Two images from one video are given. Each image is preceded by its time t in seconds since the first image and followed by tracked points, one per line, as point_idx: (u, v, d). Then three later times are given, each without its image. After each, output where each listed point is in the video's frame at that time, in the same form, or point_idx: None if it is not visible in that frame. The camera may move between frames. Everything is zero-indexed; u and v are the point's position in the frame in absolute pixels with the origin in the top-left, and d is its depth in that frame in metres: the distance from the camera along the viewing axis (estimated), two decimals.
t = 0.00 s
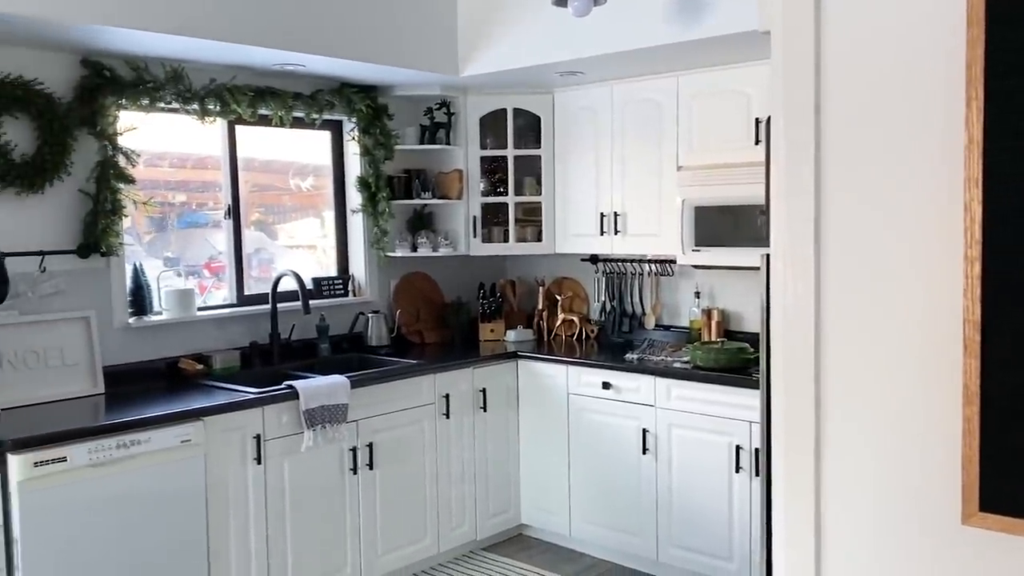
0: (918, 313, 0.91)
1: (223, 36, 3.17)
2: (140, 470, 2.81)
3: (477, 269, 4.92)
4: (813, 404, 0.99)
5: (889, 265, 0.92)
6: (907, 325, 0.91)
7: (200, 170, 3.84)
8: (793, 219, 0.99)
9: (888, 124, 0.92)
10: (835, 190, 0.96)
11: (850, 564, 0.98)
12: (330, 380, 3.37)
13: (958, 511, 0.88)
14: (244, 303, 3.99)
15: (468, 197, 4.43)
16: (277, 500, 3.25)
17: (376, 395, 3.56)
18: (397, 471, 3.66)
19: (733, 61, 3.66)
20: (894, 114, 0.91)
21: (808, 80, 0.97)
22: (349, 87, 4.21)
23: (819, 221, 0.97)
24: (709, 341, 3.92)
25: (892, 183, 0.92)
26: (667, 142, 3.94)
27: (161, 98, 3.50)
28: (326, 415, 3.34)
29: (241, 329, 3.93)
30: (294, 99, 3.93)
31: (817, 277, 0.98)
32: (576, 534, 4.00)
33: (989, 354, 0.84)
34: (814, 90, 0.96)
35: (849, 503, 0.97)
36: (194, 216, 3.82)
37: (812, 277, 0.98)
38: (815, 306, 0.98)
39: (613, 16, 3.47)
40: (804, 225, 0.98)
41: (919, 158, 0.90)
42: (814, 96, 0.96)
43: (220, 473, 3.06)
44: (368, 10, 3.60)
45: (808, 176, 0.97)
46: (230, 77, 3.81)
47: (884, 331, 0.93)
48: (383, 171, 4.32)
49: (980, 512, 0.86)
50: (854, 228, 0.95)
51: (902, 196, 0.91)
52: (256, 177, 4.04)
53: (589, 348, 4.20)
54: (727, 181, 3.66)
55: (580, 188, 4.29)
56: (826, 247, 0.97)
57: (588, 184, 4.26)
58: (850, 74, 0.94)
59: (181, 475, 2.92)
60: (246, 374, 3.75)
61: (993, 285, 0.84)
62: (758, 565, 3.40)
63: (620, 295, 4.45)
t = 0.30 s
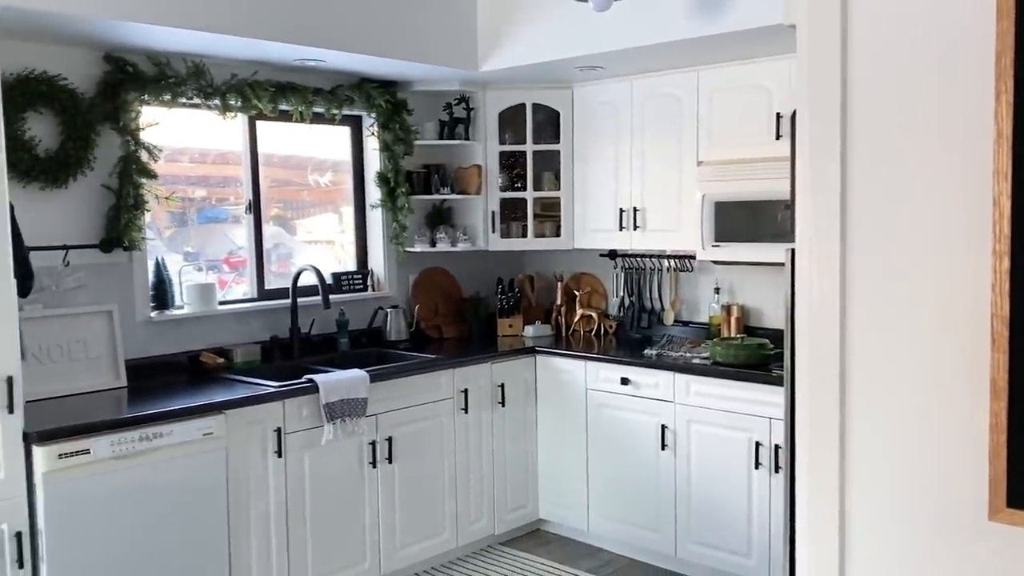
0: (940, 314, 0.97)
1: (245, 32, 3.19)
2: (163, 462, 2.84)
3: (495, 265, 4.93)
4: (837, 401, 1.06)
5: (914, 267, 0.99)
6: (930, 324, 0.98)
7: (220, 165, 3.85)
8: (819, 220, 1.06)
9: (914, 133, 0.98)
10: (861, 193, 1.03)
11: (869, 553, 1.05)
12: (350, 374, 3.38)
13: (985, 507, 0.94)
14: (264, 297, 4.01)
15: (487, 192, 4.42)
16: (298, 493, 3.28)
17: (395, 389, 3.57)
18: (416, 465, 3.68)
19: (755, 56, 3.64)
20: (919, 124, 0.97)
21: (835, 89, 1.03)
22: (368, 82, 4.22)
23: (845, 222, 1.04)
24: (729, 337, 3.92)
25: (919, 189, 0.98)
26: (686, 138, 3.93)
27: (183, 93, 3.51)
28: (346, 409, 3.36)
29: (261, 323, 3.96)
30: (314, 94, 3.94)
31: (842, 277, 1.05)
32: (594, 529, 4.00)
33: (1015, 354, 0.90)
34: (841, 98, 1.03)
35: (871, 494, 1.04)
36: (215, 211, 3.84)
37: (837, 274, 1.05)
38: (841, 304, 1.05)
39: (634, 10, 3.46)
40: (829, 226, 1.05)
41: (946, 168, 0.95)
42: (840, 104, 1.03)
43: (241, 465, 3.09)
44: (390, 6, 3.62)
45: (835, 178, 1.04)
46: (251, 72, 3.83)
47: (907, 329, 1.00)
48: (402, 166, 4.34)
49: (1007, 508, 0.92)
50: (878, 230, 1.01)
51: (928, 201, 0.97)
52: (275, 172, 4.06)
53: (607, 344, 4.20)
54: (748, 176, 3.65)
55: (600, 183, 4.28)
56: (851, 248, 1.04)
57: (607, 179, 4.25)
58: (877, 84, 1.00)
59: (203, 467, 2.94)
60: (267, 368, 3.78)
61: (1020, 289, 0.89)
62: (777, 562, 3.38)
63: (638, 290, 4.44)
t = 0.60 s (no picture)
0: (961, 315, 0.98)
1: (267, 25, 3.21)
2: (184, 452, 2.87)
3: (514, 258, 4.93)
4: (861, 404, 1.07)
5: (935, 266, 1.00)
6: (954, 328, 0.99)
7: (239, 158, 3.87)
8: (843, 215, 1.06)
9: (939, 133, 0.98)
10: (886, 192, 1.03)
11: (888, 556, 1.07)
12: (369, 366, 3.40)
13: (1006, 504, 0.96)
14: (284, 290, 4.04)
15: (506, 185, 4.43)
16: (317, 484, 3.30)
17: (414, 382, 3.59)
18: (435, 457, 3.69)
19: (777, 47, 3.62)
20: (944, 125, 0.98)
21: (861, 87, 1.03)
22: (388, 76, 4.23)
23: (869, 219, 1.04)
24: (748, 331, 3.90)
25: (941, 190, 0.99)
26: (706, 131, 3.91)
27: (204, 86, 3.54)
28: (365, 401, 3.38)
29: (282, 315, 3.98)
30: (334, 88, 3.96)
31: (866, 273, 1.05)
32: (612, 522, 4.00)
33: None
34: (866, 96, 1.03)
35: (890, 497, 1.06)
36: (235, 204, 3.86)
37: (861, 275, 1.05)
38: (864, 300, 1.06)
39: (654, 2, 3.44)
40: (854, 223, 1.05)
41: (961, 170, 0.97)
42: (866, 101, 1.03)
43: (262, 456, 3.12)
44: None
45: (860, 175, 1.04)
46: (271, 66, 3.85)
47: (928, 328, 1.01)
48: (422, 160, 4.35)
49: None
50: (903, 228, 1.02)
51: (951, 203, 0.98)
52: (294, 165, 4.07)
53: (626, 337, 4.19)
54: (769, 168, 3.63)
55: (619, 177, 4.27)
56: (875, 245, 1.04)
57: (627, 172, 4.24)
58: (900, 86, 1.01)
59: (223, 458, 2.97)
60: (287, 360, 3.81)
61: None
62: (797, 557, 3.37)
63: (657, 284, 4.43)
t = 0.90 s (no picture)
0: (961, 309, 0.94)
1: (286, 15, 3.21)
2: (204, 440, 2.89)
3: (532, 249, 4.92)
4: (885, 448, 0.86)
5: (984, 264, 0.77)
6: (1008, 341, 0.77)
7: (258, 149, 3.89)
8: (869, 206, 0.86)
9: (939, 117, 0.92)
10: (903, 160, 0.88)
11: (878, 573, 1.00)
12: (388, 355, 3.41)
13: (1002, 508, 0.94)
14: (303, 280, 4.05)
15: (524, 176, 4.42)
16: (336, 473, 3.32)
17: (432, 372, 3.60)
18: (453, 447, 3.70)
19: (799, 37, 3.58)
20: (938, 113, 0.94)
21: (887, 60, 0.83)
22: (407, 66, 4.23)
23: (897, 214, 0.83)
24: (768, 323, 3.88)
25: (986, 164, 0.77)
26: (726, 121, 3.88)
27: (225, 76, 3.56)
28: (384, 390, 3.38)
29: (301, 305, 4.00)
30: (354, 78, 3.96)
31: (894, 280, 0.84)
32: (629, 513, 4.00)
33: None
34: (894, 70, 0.83)
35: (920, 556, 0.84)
36: (254, 195, 3.87)
37: (886, 272, 0.85)
38: (890, 316, 0.85)
39: None
40: (880, 217, 0.85)
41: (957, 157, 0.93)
42: (893, 78, 0.83)
43: (282, 443, 3.14)
44: None
45: (885, 171, 0.84)
46: (291, 56, 3.86)
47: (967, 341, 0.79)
48: (440, 150, 4.35)
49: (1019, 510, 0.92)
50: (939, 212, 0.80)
51: (991, 203, 0.77)
52: (313, 156, 4.08)
53: (644, 329, 4.18)
54: (790, 158, 3.60)
55: (639, 167, 4.26)
56: (904, 245, 0.83)
57: (646, 163, 4.23)
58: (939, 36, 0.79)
59: (244, 445, 2.99)
60: (307, 349, 3.83)
61: None
62: (816, 549, 3.36)
63: (676, 275, 4.41)
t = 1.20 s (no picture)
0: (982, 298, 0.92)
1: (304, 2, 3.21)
2: (223, 426, 2.91)
3: (550, 238, 4.92)
4: (908, 439, 0.84)
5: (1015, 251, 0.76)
6: None
7: (276, 138, 3.89)
8: (894, 194, 0.83)
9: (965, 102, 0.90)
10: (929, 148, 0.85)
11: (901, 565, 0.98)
12: (406, 343, 3.42)
13: None
14: (321, 268, 4.07)
15: (542, 164, 4.40)
16: (354, 459, 3.33)
17: (450, 359, 3.60)
18: (469, 435, 3.71)
19: (821, 23, 3.55)
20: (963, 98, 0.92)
21: (913, 44, 0.81)
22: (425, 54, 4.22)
23: (923, 202, 0.81)
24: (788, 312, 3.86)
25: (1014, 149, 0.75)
26: (746, 109, 3.85)
27: (244, 64, 3.57)
28: (401, 378, 3.39)
29: (319, 293, 4.02)
30: (372, 65, 3.96)
31: (917, 269, 0.82)
32: (646, 502, 4.00)
33: None
34: (921, 55, 0.81)
35: (946, 548, 0.82)
36: (272, 183, 3.88)
37: (911, 262, 0.82)
38: (914, 307, 0.83)
39: None
40: (905, 205, 0.83)
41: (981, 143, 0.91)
42: (920, 63, 0.81)
43: (300, 430, 3.15)
44: None
45: (911, 157, 0.82)
46: (310, 44, 3.86)
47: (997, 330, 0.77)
48: (458, 138, 4.34)
49: None
50: (966, 200, 0.78)
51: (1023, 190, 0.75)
52: (331, 144, 4.09)
53: (662, 318, 4.17)
54: (810, 146, 3.56)
55: (658, 155, 4.23)
56: (929, 234, 0.81)
57: (665, 151, 4.20)
58: (967, 20, 0.77)
59: (263, 431, 3.01)
60: (324, 336, 3.84)
61: None
62: (835, 539, 3.34)
63: (695, 264, 4.38)
